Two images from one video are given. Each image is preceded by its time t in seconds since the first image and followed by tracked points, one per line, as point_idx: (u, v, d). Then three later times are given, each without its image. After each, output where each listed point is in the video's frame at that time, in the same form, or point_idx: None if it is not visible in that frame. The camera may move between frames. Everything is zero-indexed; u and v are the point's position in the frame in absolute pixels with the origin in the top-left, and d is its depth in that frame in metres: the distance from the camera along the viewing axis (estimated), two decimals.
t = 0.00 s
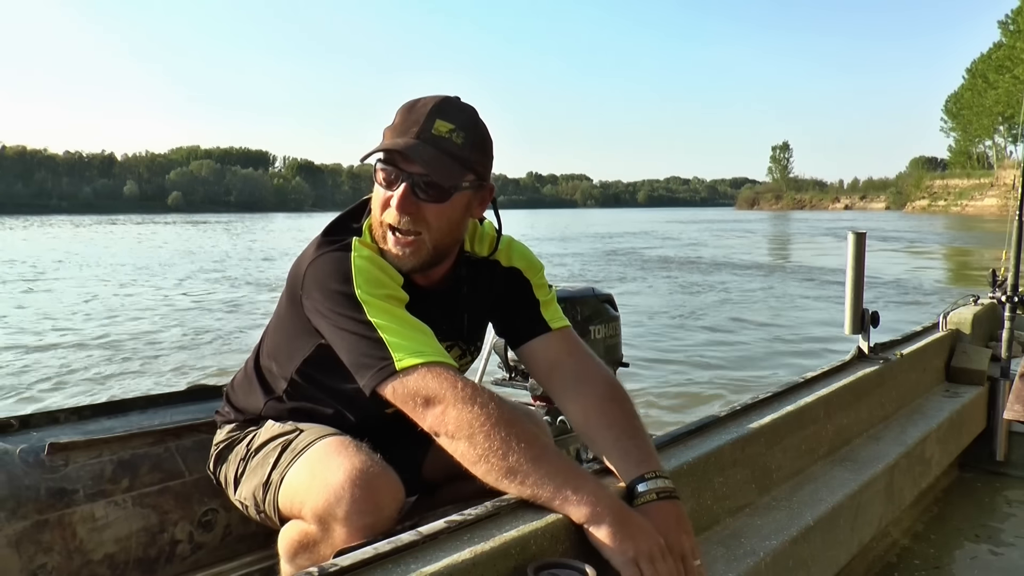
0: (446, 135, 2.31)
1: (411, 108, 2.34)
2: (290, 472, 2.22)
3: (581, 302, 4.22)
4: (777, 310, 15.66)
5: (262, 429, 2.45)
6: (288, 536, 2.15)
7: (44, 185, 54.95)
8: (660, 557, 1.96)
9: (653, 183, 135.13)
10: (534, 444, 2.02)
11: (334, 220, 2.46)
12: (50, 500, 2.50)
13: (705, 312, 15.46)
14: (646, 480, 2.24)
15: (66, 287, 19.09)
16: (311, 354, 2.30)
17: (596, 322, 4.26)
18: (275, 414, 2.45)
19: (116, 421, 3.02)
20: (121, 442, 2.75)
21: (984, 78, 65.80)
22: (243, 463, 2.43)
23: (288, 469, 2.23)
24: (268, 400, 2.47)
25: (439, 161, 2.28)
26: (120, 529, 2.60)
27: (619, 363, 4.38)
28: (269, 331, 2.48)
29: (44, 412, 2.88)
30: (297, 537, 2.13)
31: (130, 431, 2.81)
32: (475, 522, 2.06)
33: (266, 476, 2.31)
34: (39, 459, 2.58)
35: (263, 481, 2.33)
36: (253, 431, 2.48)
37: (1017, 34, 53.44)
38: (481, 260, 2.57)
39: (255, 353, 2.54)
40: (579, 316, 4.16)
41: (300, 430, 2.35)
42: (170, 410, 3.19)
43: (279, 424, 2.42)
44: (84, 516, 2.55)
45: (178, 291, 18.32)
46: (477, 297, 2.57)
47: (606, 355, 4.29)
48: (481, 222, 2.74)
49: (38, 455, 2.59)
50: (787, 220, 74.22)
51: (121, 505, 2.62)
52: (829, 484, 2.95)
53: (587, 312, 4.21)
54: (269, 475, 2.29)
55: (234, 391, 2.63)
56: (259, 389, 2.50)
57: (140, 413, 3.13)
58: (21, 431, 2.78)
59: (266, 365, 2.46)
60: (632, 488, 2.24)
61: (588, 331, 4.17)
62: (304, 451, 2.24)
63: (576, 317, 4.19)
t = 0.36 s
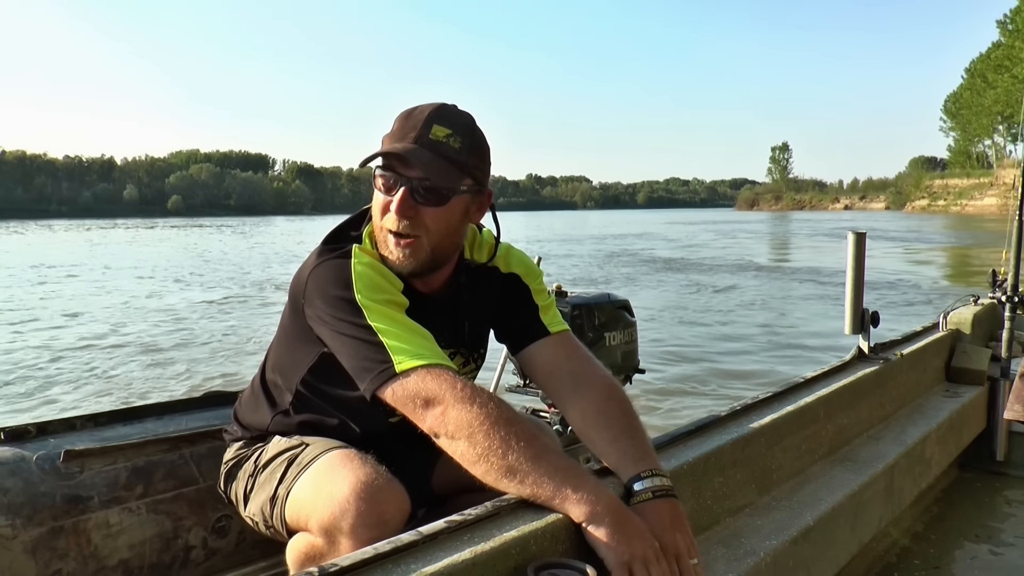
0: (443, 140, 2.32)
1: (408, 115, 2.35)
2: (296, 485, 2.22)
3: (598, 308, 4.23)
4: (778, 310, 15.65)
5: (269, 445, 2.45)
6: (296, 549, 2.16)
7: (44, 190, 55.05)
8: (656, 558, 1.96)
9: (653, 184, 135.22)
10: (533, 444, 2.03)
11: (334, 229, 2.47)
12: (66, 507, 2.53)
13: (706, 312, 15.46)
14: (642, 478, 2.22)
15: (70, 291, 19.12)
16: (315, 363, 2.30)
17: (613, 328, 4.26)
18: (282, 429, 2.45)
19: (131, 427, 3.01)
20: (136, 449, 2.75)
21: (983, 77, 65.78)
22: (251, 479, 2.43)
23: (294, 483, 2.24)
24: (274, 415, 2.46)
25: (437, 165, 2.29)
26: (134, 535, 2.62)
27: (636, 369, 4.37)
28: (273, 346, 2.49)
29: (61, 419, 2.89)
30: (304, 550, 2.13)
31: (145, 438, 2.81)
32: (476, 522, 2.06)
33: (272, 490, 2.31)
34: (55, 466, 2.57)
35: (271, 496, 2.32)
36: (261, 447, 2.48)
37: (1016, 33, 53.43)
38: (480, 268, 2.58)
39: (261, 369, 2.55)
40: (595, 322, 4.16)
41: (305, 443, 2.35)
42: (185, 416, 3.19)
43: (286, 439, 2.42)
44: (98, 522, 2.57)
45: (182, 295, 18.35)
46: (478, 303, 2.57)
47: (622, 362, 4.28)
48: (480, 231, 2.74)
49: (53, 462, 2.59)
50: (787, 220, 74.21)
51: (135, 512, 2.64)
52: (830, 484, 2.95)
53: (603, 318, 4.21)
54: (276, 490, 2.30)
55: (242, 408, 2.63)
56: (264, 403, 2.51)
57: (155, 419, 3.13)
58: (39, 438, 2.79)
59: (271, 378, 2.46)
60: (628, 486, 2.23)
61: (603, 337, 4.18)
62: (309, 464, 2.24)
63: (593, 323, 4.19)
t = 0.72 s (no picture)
0: (456, 132, 2.32)
1: (418, 108, 2.35)
2: (299, 477, 2.22)
3: (594, 305, 4.23)
4: (776, 307, 15.67)
5: (272, 437, 2.45)
6: (297, 541, 2.16)
7: (43, 182, 55.09)
8: (655, 558, 1.96)
9: (652, 180, 135.17)
10: (536, 440, 2.02)
11: (343, 221, 2.46)
12: (63, 501, 2.52)
13: (705, 309, 15.46)
14: (641, 478, 2.22)
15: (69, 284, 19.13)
16: (321, 354, 2.29)
17: (609, 325, 4.25)
18: (285, 421, 2.44)
19: (129, 421, 3.00)
20: (134, 442, 2.74)
21: (984, 76, 65.73)
22: (253, 472, 2.43)
23: (297, 475, 2.24)
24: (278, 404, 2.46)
25: (452, 156, 2.29)
26: (132, 530, 2.62)
27: (632, 366, 4.37)
28: (279, 337, 2.49)
29: (58, 412, 2.88)
30: (306, 543, 2.14)
31: (143, 432, 2.80)
32: (476, 522, 2.06)
33: (275, 483, 2.31)
34: (52, 459, 2.57)
35: (273, 488, 2.33)
36: (264, 439, 2.48)
37: (1017, 31, 53.38)
38: (486, 263, 2.58)
39: (266, 359, 2.54)
40: (592, 319, 4.16)
41: (309, 436, 2.34)
42: (184, 410, 3.18)
43: (289, 431, 2.41)
44: (96, 516, 2.56)
45: (181, 288, 18.35)
46: (483, 298, 2.57)
47: (618, 358, 4.28)
48: (487, 226, 2.74)
49: (51, 454, 2.58)
50: (786, 217, 74.21)
51: (133, 506, 2.64)
52: (829, 484, 2.95)
53: (600, 315, 4.21)
54: (278, 482, 2.30)
55: (246, 398, 2.62)
56: (268, 394, 2.50)
57: (153, 413, 3.12)
58: (36, 432, 2.78)
59: (275, 370, 2.46)
60: (627, 487, 2.23)
61: (600, 334, 4.18)
62: (313, 456, 2.24)
63: (588, 320, 4.19)
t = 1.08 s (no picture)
0: (476, 130, 2.33)
1: (434, 107, 2.33)
2: (298, 477, 2.22)
3: (593, 301, 4.21)
4: (776, 307, 15.67)
5: (270, 436, 2.44)
6: (296, 540, 2.16)
7: (41, 181, 55.07)
8: (655, 558, 1.95)
9: (651, 179, 135.14)
10: (535, 441, 2.02)
11: (345, 220, 2.45)
12: (62, 497, 2.51)
13: (705, 309, 15.46)
14: (642, 478, 2.22)
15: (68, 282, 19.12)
16: (322, 353, 2.30)
17: (608, 322, 4.25)
18: (284, 419, 2.44)
19: (127, 417, 2.99)
20: (133, 439, 2.73)
21: (983, 76, 65.78)
22: (251, 472, 2.42)
23: (296, 475, 2.23)
24: (276, 403, 2.46)
25: (477, 155, 2.30)
26: (130, 526, 2.61)
27: (632, 363, 4.36)
28: (278, 336, 2.48)
29: (56, 409, 2.87)
30: (305, 542, 2.13)
31: (141, 428, 2.80)
32: (475, 522, 2.06)
33: (273, 482, 2.31)
34: (50, 455, 2.56)
35: (271, 488, 2.32)
36: (262, 439, 2.48)
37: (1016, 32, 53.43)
38: (487, 262, 2.58)
39: (265, 358, 2.54)
40: (591, 316, 4.15)
41: (307, 435, 2.34)
42: (182, 407, 3.18)
43: (288, 430, 2.41)
44: (95, 512, 2.56)
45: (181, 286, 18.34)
46: (485, 297, 2.57)
47: (617, 355, 4.28)
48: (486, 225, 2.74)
49: (49, 451, 2.57)
50: (785, 217, 74.18)
51: (131, 503, 2.63)
52: (830, 484, 2.95)
53: (599, 312, 4.20)
54: (277, 482, 2.29)
55: (243, 397, 2.62)
56: (266, 393, 2.50)
57: (151, 409, 3.12)
58: (33, 428, 2.77)
59: (274, 369, 2.46)
60: (627, 487, 2.23)
61: (599, 331, 4.17)
62: (312, 455, 2.23)
63: (588, 316, 4.18)
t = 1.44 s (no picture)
0: (473, 135, 2.32)
1: (432, 111, 2.32)
2: (297, 478, 2.21)
3: (599, 301, 4.21)
4: (775, 309, 15.67)
5: (268, 437, 2.44)
6: (297, 540, 2.16)
7: (40, 184, 55.14)
8: (655, 559, 1.95)
9: (650, 181, 135.33)
10: (534, 443, 2.02)
11: (343, 222, 2.45)
12: (66, 494, 2.51)
13: (705, 311, 15.46)
14: (642, 479, 2.22)
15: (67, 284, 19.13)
16: (320, 354, 2.29)
17: (613, 322, 4.25)
18: (281, 421, 2.44)
19: (132, 415, 2.99)
20: (137, 436, 2.72)
21: (980, 78, 65.94)
22: (250, 474, 2.42)
23: (295, 476, 2.23)
24: (274, 405, 2.45)
25: (473, 161, 2.30)
26: (135, 523, 2.61)
27: (637, 363, 4.36)
28: (275, 336, 2.48)
29: (61, 406, 2.87)
30: (306, 542, 2.13)
31: (146, 426, 2.79)
32: (476, 522, 2.05)
33: (273, 483, 2.30)
34: (55, 453, 2.55)
35: (270, 489, 2.32)
36: (259, 441, 2.47)
37: (1013, 34, 53.58)
38: (484, 263, 2.59)
39: (261, 359, 2.53)
40: (596, 316, 4.14)
41: (305, 436, 2.34)
42: (186, 405, 3.17)
43: (286, 432, 2.41)
44: (99, 509, 2.55)
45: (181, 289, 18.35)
46: (482, 298, 2.57)
47: (622, 355, 4.27)
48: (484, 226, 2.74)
49: (54, 448, 2.57)
50: (783, 219, 74.29)
51: (136, 500, 2.63)
52: (830, 484, 2.94)
53: (604, 312, 4.19)
54: (276, 483, 2.29)
55: (240, 398, 2.62)
56: (263, 395, 2.49)
57: (155, 407, 3.11)
58: (39, 425, 2.76)
59: (271, 370, 2.45)
60: (627, 487, 2.23)
61: (604, 331, 4.17)
62: (310, 456, 2.23)
63: (593, 317, 4.17)
